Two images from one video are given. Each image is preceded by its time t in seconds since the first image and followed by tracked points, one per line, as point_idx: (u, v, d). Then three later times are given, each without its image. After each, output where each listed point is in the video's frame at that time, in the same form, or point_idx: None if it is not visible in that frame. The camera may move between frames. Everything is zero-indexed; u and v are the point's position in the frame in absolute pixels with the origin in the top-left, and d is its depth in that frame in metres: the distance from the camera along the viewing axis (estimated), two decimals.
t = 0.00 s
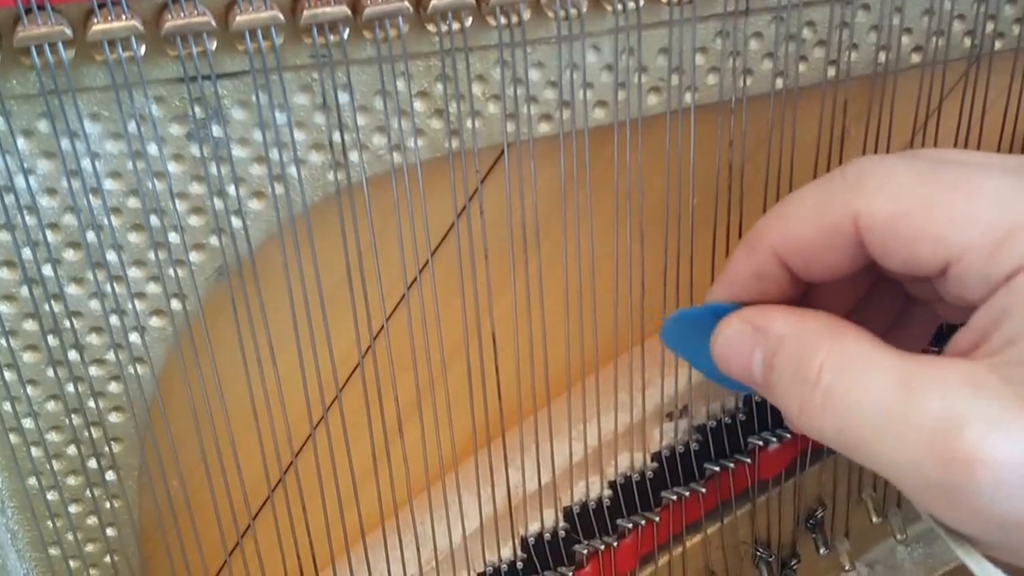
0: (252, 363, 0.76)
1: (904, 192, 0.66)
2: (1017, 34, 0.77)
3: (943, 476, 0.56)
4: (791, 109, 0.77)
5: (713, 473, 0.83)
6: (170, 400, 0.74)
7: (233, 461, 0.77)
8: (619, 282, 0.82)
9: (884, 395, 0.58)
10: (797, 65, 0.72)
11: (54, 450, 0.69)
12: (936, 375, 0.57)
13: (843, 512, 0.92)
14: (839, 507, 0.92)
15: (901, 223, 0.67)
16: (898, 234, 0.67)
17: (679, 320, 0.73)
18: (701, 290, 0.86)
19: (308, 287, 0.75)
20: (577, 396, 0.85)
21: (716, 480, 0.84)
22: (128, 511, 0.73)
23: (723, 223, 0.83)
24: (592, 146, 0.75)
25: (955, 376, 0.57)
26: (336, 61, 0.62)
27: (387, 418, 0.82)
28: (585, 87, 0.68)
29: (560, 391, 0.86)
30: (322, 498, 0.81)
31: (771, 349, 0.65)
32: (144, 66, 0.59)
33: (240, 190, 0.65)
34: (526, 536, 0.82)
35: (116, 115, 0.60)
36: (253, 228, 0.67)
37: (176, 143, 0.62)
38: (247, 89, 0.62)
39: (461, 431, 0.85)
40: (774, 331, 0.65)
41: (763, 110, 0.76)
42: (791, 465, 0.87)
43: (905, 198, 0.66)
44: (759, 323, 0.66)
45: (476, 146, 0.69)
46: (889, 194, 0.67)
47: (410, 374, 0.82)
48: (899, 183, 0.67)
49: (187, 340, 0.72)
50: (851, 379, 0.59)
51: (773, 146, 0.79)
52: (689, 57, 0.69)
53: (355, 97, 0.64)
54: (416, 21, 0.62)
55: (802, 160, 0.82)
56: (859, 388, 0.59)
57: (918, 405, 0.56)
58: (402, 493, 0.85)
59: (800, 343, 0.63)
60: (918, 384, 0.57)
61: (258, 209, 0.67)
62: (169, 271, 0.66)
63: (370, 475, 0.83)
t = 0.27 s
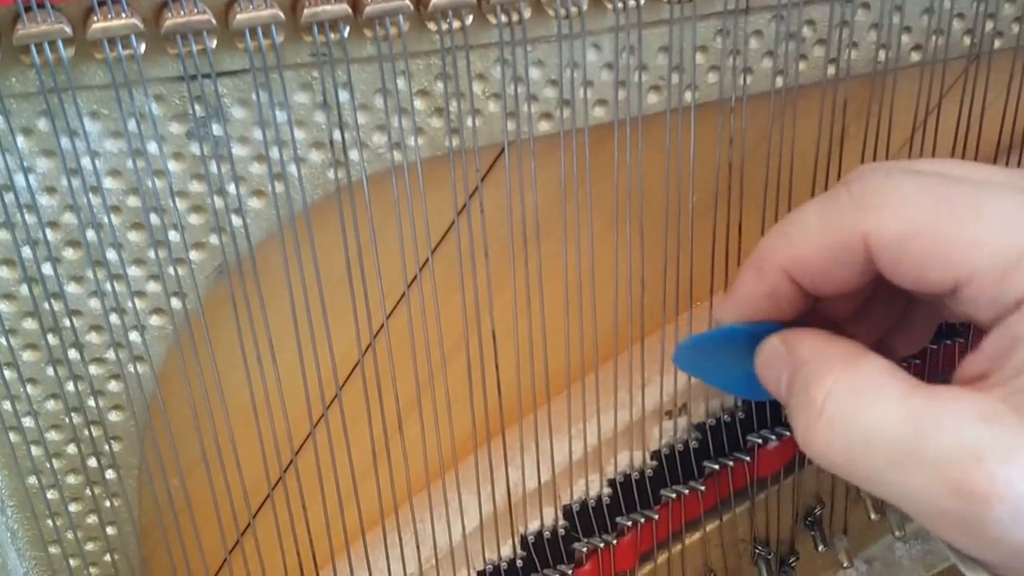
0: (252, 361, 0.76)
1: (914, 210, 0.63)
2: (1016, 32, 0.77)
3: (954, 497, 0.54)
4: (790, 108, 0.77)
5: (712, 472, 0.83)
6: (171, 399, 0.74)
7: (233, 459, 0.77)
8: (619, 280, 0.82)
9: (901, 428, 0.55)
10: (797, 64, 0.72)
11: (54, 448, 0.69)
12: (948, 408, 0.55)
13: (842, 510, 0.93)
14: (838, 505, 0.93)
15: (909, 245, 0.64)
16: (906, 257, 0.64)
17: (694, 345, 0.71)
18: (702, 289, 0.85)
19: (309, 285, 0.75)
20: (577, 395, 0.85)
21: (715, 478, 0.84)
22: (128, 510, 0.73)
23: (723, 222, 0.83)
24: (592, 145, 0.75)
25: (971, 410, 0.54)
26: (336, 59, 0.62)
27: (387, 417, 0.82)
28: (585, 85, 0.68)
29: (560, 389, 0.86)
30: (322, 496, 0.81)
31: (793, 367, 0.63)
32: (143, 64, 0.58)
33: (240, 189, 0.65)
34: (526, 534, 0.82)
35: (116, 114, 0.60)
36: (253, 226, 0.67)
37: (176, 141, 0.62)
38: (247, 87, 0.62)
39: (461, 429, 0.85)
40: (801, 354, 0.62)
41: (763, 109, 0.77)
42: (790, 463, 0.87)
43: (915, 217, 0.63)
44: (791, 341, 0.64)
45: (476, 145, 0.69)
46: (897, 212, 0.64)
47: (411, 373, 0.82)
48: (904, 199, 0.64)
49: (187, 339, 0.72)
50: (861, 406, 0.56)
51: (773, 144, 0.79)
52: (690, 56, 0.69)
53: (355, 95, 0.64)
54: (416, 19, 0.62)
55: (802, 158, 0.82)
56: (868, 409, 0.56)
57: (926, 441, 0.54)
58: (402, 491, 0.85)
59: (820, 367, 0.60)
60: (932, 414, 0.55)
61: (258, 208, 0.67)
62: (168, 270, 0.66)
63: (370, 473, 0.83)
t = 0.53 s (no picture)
0: (251, 360, 0.76)
1: (989, 213, 0.49)
2: (1016, 32, 0.77)
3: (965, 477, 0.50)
4: (790, 106, 0.77)
5: (711, 469, 0.84)
6: (171, 398, 0.74)
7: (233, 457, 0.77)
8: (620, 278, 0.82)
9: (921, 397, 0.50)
10: (797, 63, 0.72)
11: (54, 447, 0.69)
12: (972, 384, 0.49)
13: (840, 508, 0.93)
14: (837, 503, 0.92)
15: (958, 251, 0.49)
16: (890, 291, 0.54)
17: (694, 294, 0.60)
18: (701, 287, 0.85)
19: (309, 283, 0.75)
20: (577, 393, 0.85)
21: (714, 477, 0.85)
22: (128, 508, 0.73)
23: (722, 220, 0.83)
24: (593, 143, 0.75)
25: (990, 389, 0.49)
26: (337, 58, 0.62)
27: (387, 416, 0.82)
28: (586, 84, 0.68)
29: (560, 387, 0.86)
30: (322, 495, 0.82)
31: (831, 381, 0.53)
32: (143, 62, 0.58)
33: (241, 188, 0.65)
34: (525, 532, 0.83)
35: (115, 112, 0.59)
36: (254, 225, 0.67)
37: (176, 140, 0.62)
38: (247, 86, 0.61)
39: (461, 428, 0.85)
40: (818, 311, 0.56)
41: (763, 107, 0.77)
42: (788, 462, 0.88)
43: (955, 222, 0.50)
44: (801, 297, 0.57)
45: (477, 143, 0.69)
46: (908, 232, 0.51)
47: (411, 371, 0.82)
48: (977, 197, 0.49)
49: (187, 337, 0.72)
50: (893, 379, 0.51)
51: (773, 142, 0.79)
52: (690, 54, 0.69)
53: (356, 94, 0.63)
54: (417, 18, 0.61)
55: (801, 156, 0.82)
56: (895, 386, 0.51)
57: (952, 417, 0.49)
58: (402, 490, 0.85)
59: (848, 335, 0.53)
60: (956, 391, 0.49)
61: (258, 207, 0.67)
62: (168, 268, 0.66)
63: (370, 471, 0.84)
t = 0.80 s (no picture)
0: (251, 358, 0.76)
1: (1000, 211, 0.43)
2: (1016, 30, 0.77)
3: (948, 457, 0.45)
4: (791, 104, 0.77)
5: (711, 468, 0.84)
6: (171, 396, 0.74)
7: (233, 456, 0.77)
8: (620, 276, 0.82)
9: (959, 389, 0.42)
10: (797, 61, 0.72)
11: (54, 446, 0.69)
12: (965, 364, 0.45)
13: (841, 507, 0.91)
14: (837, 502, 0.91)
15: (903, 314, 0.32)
16: (823, 347, 0.32)
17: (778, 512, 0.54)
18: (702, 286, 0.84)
19: (309, 281, 0.74)
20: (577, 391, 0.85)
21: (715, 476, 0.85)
22: (128, 507, 0.73)
23: (723, 217, 0.83)
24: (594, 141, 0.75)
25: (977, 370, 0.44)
26: (337, 57, 0.61)
27: (387, 414, 0.82)
28: (586, 82, 0.68)
29: (560, 385, 0.86)
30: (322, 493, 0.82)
31: (824, 440, 0.30)
32: (143, 61, 0.58)
33: (241, 186, 0.65)
34: (525, 531, 0.83)
35: (115, 111, 0.59)
36: (254, 224, 0.67)
37: (176, 139, 0.62)
38: (247, 84, 0.61)
39: (462, 426, 0.85)
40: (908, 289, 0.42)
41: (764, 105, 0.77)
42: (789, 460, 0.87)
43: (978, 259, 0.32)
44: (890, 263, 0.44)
45: (477, 142, 0.69)
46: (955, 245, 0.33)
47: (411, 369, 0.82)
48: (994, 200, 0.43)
49: (187, 336, 0.72)
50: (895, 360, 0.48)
51: (773, 139, 0.79)
52: (691, 53, 0.69)
53: (356, 93, 0.63)
54: (417, 16, 0.61)
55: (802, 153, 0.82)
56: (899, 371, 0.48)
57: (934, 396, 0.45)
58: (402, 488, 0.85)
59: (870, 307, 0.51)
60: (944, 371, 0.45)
61: (259, 205, 0.67)
62: (168, 267, 0.66)
63: (370, 469, 0.84)
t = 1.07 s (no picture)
0: (251, 357, 0.76)
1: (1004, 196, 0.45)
2: (1016, 29, 0.77)
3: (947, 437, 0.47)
4: (790, 101, 0.77)
5: (711, 467, 0.84)
6: (172, 394, 0.74)
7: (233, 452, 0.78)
8: (619, 275, 0.82)
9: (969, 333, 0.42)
10: (798, 60, 0.72)
11: (54, 445, 0.69)
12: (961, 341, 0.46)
13: (840, 504, 0.93)
14: (836, 499, 0.93)
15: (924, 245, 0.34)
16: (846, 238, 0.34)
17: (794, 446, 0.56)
18: (703, 282, 0.84)
19: (308, 278, 0.75)
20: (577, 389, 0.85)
21: (715, 475, 0.85)
22: (128, 506, 0.73)
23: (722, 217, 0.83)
24: (594, 139, 0.75)
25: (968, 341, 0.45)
26: (337, 55, 0.61)
27: (387, 412, 0.82)
28: (586, 81, 0.68)
29: (561, 383, 0.86)
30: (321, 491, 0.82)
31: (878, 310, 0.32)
32: (143, 59, 0.57)
33: (241, 185, 0.65)
34: (525, 529, 0.82)
35: (116, 109, 0.59)
36: (254, 222, 0.67)
37: (176, 137, 0.62)
38: (247, 83, 0.61)
39: (461, 424, 0.85)
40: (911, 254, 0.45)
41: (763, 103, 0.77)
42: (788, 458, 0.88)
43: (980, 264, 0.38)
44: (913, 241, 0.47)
45: (477, 140, 0.69)
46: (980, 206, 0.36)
47: (411, 366, 0.82)
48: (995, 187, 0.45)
49: (187, 334, 0.72)
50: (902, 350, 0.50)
51: (773, 136, 0.79)
52: (691, 51, 0.69)
53: (356, 92, 0.63)
54: (417, 15, 0.61)
55: (802, 151, 0.82)
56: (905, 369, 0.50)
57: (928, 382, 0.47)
58: (402, 486, 0.85)
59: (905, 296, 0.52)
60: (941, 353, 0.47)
61: (259, 204, 0.67)
62: (169, 266, 0.66)
63: (370, 466, 0.84)
